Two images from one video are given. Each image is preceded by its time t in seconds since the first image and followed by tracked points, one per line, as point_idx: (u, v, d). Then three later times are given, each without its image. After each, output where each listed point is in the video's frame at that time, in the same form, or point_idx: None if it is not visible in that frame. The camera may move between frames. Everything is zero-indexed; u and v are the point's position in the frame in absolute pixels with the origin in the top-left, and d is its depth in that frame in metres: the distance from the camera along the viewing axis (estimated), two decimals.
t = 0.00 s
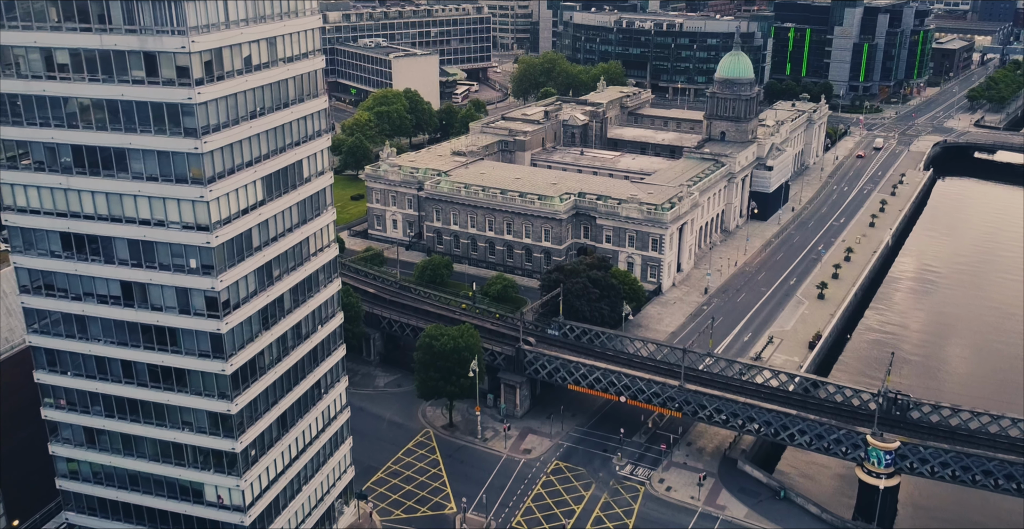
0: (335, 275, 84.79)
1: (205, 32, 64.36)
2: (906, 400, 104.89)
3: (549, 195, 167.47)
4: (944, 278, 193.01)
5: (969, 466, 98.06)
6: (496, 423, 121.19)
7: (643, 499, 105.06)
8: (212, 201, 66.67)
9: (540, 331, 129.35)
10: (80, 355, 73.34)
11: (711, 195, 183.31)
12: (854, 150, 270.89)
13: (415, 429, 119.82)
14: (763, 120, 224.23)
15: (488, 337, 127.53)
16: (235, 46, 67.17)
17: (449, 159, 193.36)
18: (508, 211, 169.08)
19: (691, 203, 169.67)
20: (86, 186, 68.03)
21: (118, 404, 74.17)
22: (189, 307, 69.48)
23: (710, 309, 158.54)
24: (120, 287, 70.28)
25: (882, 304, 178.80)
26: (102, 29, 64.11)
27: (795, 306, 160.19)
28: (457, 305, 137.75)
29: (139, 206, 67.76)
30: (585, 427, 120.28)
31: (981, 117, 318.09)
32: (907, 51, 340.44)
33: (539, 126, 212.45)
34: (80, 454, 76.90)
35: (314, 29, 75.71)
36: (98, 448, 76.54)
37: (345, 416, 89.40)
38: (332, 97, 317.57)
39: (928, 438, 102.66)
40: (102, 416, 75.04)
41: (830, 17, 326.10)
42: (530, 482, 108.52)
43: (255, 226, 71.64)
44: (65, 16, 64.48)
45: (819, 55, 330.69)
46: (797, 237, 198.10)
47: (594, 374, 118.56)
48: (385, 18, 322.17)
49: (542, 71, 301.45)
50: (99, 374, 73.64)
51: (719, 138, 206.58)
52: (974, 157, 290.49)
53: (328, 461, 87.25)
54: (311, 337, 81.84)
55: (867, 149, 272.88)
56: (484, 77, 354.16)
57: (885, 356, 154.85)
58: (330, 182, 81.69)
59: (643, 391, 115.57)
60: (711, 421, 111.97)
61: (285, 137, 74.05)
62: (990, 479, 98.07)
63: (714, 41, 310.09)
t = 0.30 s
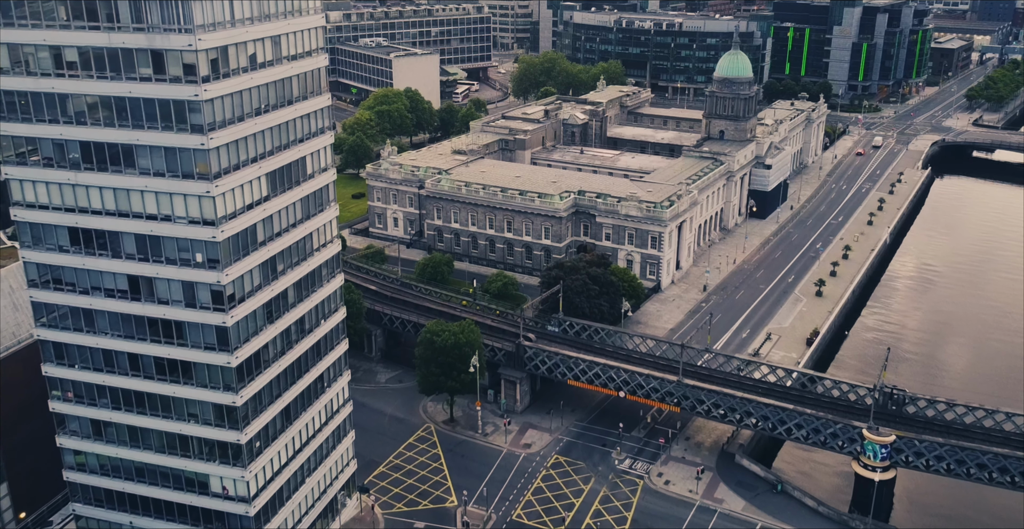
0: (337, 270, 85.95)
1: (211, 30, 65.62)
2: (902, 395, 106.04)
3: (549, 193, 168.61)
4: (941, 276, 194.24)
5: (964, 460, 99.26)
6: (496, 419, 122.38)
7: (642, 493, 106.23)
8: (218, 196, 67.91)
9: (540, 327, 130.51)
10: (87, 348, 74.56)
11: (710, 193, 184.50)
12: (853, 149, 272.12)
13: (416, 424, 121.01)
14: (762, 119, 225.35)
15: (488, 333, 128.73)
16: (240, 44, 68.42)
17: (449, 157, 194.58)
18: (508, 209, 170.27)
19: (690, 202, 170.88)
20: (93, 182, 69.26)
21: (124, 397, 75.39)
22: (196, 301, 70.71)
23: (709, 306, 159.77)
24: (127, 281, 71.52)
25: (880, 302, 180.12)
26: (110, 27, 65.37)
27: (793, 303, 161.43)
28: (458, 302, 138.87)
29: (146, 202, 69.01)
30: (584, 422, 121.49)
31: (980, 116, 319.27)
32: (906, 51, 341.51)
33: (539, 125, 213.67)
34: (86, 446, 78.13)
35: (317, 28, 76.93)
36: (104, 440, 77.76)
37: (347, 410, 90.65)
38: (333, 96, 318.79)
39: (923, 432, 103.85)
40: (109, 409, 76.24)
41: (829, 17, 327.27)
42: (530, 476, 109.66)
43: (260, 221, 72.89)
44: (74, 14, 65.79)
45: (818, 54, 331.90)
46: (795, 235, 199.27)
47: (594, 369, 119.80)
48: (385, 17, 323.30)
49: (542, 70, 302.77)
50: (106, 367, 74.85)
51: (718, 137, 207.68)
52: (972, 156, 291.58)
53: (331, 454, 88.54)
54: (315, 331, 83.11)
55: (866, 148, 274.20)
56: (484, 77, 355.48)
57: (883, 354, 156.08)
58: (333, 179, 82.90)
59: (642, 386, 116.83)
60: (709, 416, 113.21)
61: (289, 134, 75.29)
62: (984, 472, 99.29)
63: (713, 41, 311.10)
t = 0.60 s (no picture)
0: (340, 265, 87.18)
1: (217, 28, 66.86)
2: (897, 389, 107.24)
3: (549, 191, 169.77)
4: (938, 274, 195.54)
5: (959, 453, 100.45)
6: (497, 414, 123.62)
7: (641, 486, 107.40)
8: (223, 192, 69.14)
9: (540, 323, 131.74)
10: (94, 341, 75.82)
11: (709, 191, 185.69)
12: (851, 148, 273.24)
13: (418, 420, 122.23)
14: (761, 117, 226.43)
15: (489, 329, 129.98)
16: (245, 42, 69.66)
17: (450, 156, 195.77)
18: (508, 207, 171.47)
19: (689, 200, 172.06)
20: (101, 178, 70.52)
21: (131, 390, 76.66)
22: (201, 294, 71.94)
23: (708, 303, 161.00)
24: (134, 276, 72.77)
25: (878, 300, 181.37)
26: (118, 25, 66.54)
27: (791, 300, 162.70)
28: (459, 298, 139.93)
29: (153, 197, 70.25)
30: (584, 417, 122.73)
31: (978, 115, 320.39)
32: (905, 50, 342.57)
33: (539, 124, 214.82)
34: (93, 439, 79.40)
35: (320, 26, 78.14)
36: (111, 432, 79.02)
37: (350, 404, 91.87)
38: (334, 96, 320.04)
39: (919, 426, 105.01)
40: (115, 402, 77.51)
41: (828, 16, 328.33)
42: (530, 470, 110.83)
43: (264, 216, 74.15)
44: (82, 13, 66.94)
45: (816, 54, 332.98)
46: (793, 233, 200.48)
47: (593, 365, 121.09)
48: (386, 17, 324.50)
49: (542, 70, 304.05)
50: (113, 360, 76.14)
51: (717, 136, 208.76)
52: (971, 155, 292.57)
53: (334, 447, 89.77)
54: (317, 325, 84.35)
55: (864, 147, 275.30)
56: (484, 76, 356.60)
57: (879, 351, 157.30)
58: (336, 175, 84.11)
59: (641, 381, 118.14)
60: (707, 411, 114.50)
61: (292, 131, 76.53)
62: (979, 466, 100.48)
63: (713, 40, 312.15)
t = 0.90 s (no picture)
0: (343, 260, 88.37)
1: (223, 26, 68.09)
2: (893, 384, 108.48)
3: (549, 189, 170.97)
4: (936, 272, 196.76)
5: (954, 447, 101.70)
6: (497, 409, 124.80)
7: (640, 480, 108.67)
8: (229, 187, 70.36)
9: (540, 320, 132.88)
10: (101, 335, 77.06)
11: (708, 190, 186.91)
12: (850, 147, 274.44)
13: (419, 415, 123.45)
14: (760, 116, 227.55)
15: (489, 325, 131.21)
16: (251, 41, 70.87)
17: (451, 154, 197.00)
18: (508, 205, 172.72)
19: (688, 198, 173.27)
20: (109, 173, 71.79)
21: (137, 382, 77.90)
22: (207, 288, 73.17)
23: (706, 300, 162.23)
24: (141, 270, 74.01)
25: (875, 297, 182.60)
26: (126, 24, 67.80)
27: (789, 298, 163.93)
28: (459, 295, 141.03)
29: (160, 193, 71.52)
30: (583, 412, 123.92)
31: (976, 114, 321.68)
32: (904, 50, 343.69)
33: (539, 123, 216.03)
34: (100, 431, 80.70)
35: (324, 25, 79.36)
36: (118, 425, 80.28)
37: (352, 398, 93.04)
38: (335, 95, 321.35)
39: (915, 420, 106.21)
40: (122, 394, 78.77)
41: (827, 16, 329.53)
42: (530, 464, 112.01)
43: (269, 212, 75.37)
44: (90, 11, 68.22)
45: (816, 53, 334.22)
46: (792, 231, 201.77)
47: (593, 360, 122.33)
48: (387, 17, 325.88)
49: (542, 69, 305.36)
50: (120, 354, 77.37)
51: (716, 135, 209.62)
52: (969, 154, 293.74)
53: (337, 441, 91.05)
54: (321, 320, 85.55)
55: (863, 146, 276.50)
56: (485, 76, 357.87)
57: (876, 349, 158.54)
58: (338, 172, 85.29)
59: (639, 376, 119.31)
60: (705, 406, 115.71)
61: (296, 128, 77.75)
62: (973, 459, 101.71)
63: (713, 40, 313.42)
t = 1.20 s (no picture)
0: (346, 256, 89.62)
1: (229, 25, 69.34)
2: (889, 379, 109.75)
3: (549, 188, 172.21)
4: (934, 270, 197.86)
5: (949, 441, 102.95)
6: (498, 404, 126.03)
7: (639, 474, 109.88)
8: (234, 183, 71.58)
9: (540, 316, 134.12)
10: (108, 329, 78.32)
11: (707, 188, 188.10)
12: (849, 146, 275.54)
13: (420, 410, 124.64)
14: (758, 116, 228.71)
15: (490, 321, 132.48)
16: (255, 39, 72.11)
17: (451, 153, 198.28)
18: (509, 203, 173.98)
19: (687, 196, 174.49)
20: (116, 170, 73.07)
21: (143, 376, 79.16)
22: (212, 282, 74.42)
23: (705, 298, 163.40)
24: (147, 265, 75.26)
25: (873, 295, 183.81)
26: (133, 23, 69.07)
27: (787, 295, 165.13)
28: (460, 292, 142.26)
29: (166, 188, 72.75)
30: (583, 407, 125.15)
31: (975, 114, 322.79)
32: (902, 50, 344.79)
33: (539, 122, 217.27)
34: (106, 424, 81.99)
35: (327, 24, 80.58)
36: (124, 418, 81.56)
37: (355, 392, 94.27)
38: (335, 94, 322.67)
39: (910, 415, 107.45)
40: (128, 388, 80.02)
41: (827, 15, 330.65)
42: (530, 458, 113.21)
43: (273, 208, 76.60)
44: (98, 10, 69.53)
45: (815, 53, 335.43)
46: (790, 229, 203.03)
47: (592, 356, 123.60)
48: (387, 16, 327.13)
49: (542, 69, 306.56)
50: (126, 347, 78.60)
51: (715, 133, 210.56)
52: (968, 153, 294.72)
53: (339, 434, 92.28)
54: (324, 314, 86.78)
55: (861, 145, 277.64)
56: (485, 76, 358.99)
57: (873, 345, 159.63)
58: (341, 169, 86.47)
59: (638, 372, 120.53)
60: (703, 401, 116.95)
61: (300, 125, 78.97)
62: (968, 453, 102.90)
63: (712, 40, 314.70)
